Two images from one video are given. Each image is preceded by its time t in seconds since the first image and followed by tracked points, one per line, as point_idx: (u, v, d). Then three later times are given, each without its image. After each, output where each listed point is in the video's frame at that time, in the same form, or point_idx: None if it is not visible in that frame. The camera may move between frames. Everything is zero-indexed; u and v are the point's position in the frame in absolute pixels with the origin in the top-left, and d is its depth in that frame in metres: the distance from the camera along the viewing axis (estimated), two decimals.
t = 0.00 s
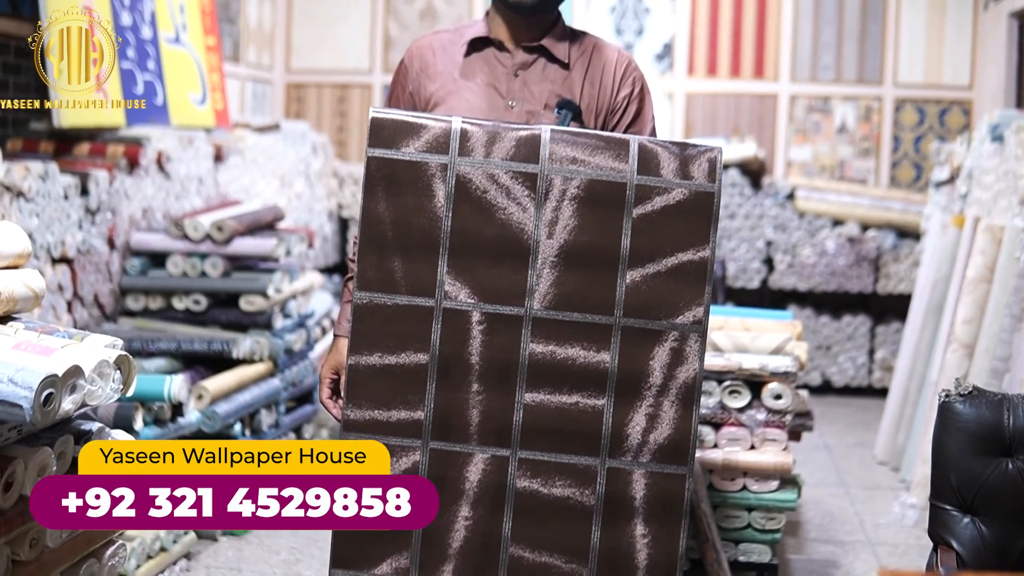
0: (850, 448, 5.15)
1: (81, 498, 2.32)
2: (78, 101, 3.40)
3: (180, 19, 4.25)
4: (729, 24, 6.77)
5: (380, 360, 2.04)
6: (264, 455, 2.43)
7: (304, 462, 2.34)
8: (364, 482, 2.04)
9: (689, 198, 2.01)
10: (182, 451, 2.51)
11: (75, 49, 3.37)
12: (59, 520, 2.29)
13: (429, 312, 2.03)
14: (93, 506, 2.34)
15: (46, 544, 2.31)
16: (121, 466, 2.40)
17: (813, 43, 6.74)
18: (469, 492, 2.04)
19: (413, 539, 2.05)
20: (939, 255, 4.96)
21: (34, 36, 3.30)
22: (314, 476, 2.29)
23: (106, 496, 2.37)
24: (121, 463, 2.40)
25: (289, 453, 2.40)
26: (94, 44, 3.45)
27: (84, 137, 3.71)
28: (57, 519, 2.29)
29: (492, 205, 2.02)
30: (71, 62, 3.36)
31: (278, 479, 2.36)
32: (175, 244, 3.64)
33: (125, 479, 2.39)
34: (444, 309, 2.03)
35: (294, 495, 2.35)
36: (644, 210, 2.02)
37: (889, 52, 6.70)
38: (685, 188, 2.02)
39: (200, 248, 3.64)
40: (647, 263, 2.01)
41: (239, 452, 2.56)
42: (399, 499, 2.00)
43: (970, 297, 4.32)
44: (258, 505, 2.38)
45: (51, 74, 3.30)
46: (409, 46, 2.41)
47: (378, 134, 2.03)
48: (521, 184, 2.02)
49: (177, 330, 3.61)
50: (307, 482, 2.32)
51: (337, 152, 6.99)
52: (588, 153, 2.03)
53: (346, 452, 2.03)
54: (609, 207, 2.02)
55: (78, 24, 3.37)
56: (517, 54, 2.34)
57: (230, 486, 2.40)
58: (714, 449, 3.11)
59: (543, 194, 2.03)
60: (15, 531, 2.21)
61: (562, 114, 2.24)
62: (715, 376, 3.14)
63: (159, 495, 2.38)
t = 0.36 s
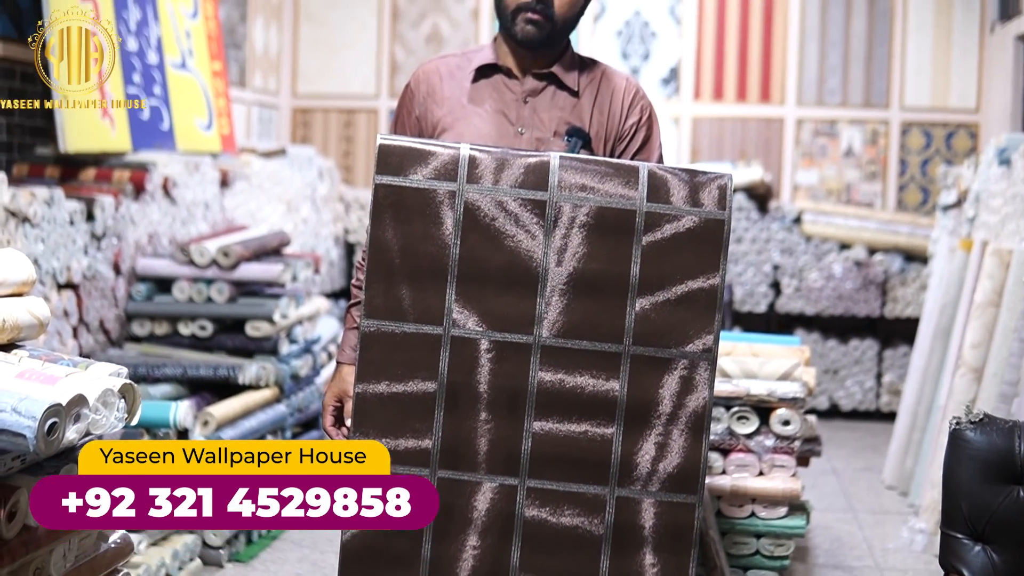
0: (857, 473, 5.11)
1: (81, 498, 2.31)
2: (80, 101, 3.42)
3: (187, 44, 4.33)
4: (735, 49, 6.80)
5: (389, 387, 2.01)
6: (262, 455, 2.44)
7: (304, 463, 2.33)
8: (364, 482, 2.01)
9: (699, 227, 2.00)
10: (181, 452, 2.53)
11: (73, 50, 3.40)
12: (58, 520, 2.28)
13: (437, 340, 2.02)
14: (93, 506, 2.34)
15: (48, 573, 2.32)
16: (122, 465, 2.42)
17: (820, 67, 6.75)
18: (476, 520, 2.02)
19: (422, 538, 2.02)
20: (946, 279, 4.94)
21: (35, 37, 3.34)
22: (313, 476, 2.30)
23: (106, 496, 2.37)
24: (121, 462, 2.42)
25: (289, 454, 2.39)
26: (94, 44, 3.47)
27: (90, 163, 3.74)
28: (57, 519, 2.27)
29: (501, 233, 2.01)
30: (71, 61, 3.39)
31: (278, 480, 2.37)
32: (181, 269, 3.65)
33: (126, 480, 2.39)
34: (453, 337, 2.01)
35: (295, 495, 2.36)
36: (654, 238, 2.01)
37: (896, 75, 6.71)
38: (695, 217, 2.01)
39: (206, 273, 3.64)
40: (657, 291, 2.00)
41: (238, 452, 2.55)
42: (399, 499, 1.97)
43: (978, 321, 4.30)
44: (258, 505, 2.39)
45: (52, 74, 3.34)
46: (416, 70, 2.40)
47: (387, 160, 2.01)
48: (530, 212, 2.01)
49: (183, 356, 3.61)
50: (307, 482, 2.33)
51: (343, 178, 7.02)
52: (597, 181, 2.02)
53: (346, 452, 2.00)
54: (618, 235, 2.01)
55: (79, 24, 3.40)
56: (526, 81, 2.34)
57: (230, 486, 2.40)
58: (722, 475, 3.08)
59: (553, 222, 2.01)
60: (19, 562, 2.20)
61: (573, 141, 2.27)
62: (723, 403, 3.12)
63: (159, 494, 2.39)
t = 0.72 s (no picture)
0: (860, 504, 5.07)
1: (81, 499, 2.15)
2: (79, 101, 3.51)
3: (187, 73, 4.43)
4: (736, 79, 6.83)
5: (382, 417, 1.90)
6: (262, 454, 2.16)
7: (304, 462, 2.06)
8: (362, 483, 1.89)
9: (696, 251, 1.91)
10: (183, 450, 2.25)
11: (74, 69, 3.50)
12: (60, 519, 2.17)
13: (430, 369, 1.91)
14: (93, 506, 2.17)
15: None
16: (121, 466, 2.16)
17: (821, 97, 6.79)
18: (472, 552, 1.90)
19: (418, 558, 1.91)
20: (948, 310, 4.92)
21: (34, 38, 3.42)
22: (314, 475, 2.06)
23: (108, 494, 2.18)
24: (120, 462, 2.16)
25: (289, 452, 2.10)
26: (94, 44, 3.55)
27: (89, 192, 3.75)
28: (57, 518, 2.16)
29: (495, 259, 1.90)
30: (71, 61, 3.47)
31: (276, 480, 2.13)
32: (180, 299, 3.67)
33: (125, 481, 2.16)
34: (447, 365, 1.91)
35: (295, 495, 2.12)
36: (649, 263, 1.91)
37: (897, 105, 6.74)
38: (691, 241, 1.91)
39: (206, 303, 3.66)
40: (654, 317, 1.90)
41: (237, 451, 2.24)
42: (399, 499, 1.87)
43: (980, 352, 4.27)
44: (258, 506, 2.13)
45: (51, 74, 3.43)
46: (407, 103, 2.34)
47: (378, 186, 1.90)
48: (524, 238, 1.91)
49: (181, 386, 3.61)
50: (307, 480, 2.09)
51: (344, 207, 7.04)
52: (592, 206, 1.92)
53: (345, 452, 1.88)
54: (614, 261, 1.91)
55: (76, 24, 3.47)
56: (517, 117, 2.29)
57: (229, 485, 2.14)
58: (723, 509, 3.06)
59: (547, 247, 1.91)
60: None
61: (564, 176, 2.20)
62: (724, 436, 3.11)
63: (159, 495, 2.15)
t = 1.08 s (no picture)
0: (872, 538, 5.01)
1: (81, 498, 2.01)
2: (79, 101, 3.55)
3: (195, 107, 4.49)
4: (745, 111, 6.86)
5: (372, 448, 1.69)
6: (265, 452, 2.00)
7: (304, 461, 1.86)
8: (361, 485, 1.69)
9: (687, 276, 1.72)
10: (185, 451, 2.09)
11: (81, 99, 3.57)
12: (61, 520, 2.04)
13: (422, 401, 1.71)
14: (93, 506, 2.01)
15: None
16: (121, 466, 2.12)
17: (829, 128, 6.81)
18: None
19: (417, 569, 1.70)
20: (959, 342, 4.89)
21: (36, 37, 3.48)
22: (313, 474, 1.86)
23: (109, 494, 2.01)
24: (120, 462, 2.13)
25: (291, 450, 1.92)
26: (95, 44, 3.61)
27: (96, 227, 3.78)
28: (58, 519, 2.04)
29: (485, 286, 1.71)
30: (71, 61, 3.52)
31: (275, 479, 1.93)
32: (188, 334, 3.68)
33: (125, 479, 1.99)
34: (437, 397, 1.71)
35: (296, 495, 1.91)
36: (641, 287, 1.72)
37: (905, 136, 6.76)
38: (682, 265, 1.72)
39: (213, 338, 3.68)
40: (649, 341, 1.72)
41: (238, 451, 2.10)
42: (399, 498, 1.67)
43: (991, 384, 4.23)
44: (259, 506, 1.93)
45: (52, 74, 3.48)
46: (391, 142, 2.25)
47: (364, 217, 1.70)
48: (513, 265, 1.71)
49: (189, 422, 3.62)
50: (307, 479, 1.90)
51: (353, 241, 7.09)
52: (582, 232, 1.72)
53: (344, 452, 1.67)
54: (606, 289, 1.72)
55: (78, 25, 3.53)
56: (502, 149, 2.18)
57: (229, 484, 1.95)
58: (734, 545, 3.08)
59: (538, 274, 1.71)
60: None
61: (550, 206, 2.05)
62: (734, 471, 3.16)
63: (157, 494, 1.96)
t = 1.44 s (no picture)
0: (897, 563, 4.94)
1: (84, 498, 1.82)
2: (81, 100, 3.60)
3: (212, 139, 4.55)
4: (764, 134, 6.85)
5: (378, 462, 1.46)
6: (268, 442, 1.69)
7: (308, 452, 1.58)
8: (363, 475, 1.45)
9: (682, 273, 1.50)
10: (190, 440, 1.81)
11: (95, 125, 3.65)
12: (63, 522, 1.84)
13: (422, 410, 1.47)
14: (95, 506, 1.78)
15: None
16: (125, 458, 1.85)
17: (849, 151, 6.81)
18: None
19: None
20: (982, 364, 4.84)
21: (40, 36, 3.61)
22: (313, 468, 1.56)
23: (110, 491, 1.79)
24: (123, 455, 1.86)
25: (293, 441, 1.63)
26: (95, 44, 3.64)
27: (114, 259, 3.84)
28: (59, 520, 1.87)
29: (483, 288, 1.49)
30: (71, 61, 3.62)
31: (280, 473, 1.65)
32: (206, 365, 3.74)
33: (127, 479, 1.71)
34: (438, 405, 1.47)
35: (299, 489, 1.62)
36: (638, 285, 1.50)
37: (925, 158, 6.73)
38: (676, 263, 1.51)
39: (231, 369, 3.73)
40: (651, 340, 1.49)
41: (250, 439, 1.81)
42: (399, 498, 1.43)
43: (1015, 407, 4.18)
44: (260, 505, 1.65)
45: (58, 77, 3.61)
46: (361, 174, 2.12)
47: (357, 223, 1.49)
48: (509, 268, 1.49)
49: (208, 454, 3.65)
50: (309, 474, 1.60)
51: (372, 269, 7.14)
52: (572, 233, 1.52)
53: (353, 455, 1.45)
54: (606, 287, 1.50)
55: (80, 25, 3.62)
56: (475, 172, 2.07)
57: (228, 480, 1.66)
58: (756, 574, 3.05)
59: (536, 276, 1.50)
60: None
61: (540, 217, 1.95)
62: (755, 499, 3.16)
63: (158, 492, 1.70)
